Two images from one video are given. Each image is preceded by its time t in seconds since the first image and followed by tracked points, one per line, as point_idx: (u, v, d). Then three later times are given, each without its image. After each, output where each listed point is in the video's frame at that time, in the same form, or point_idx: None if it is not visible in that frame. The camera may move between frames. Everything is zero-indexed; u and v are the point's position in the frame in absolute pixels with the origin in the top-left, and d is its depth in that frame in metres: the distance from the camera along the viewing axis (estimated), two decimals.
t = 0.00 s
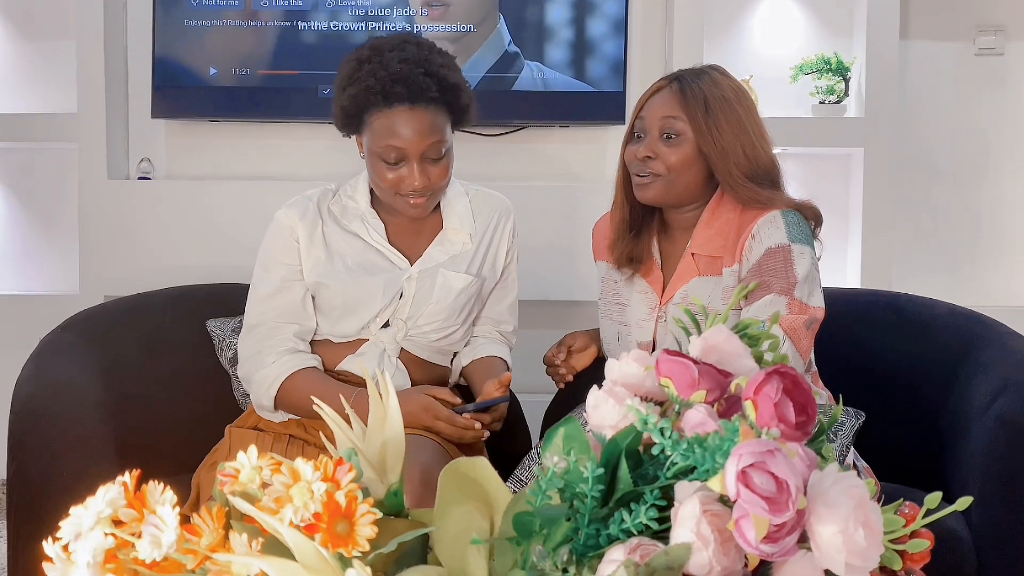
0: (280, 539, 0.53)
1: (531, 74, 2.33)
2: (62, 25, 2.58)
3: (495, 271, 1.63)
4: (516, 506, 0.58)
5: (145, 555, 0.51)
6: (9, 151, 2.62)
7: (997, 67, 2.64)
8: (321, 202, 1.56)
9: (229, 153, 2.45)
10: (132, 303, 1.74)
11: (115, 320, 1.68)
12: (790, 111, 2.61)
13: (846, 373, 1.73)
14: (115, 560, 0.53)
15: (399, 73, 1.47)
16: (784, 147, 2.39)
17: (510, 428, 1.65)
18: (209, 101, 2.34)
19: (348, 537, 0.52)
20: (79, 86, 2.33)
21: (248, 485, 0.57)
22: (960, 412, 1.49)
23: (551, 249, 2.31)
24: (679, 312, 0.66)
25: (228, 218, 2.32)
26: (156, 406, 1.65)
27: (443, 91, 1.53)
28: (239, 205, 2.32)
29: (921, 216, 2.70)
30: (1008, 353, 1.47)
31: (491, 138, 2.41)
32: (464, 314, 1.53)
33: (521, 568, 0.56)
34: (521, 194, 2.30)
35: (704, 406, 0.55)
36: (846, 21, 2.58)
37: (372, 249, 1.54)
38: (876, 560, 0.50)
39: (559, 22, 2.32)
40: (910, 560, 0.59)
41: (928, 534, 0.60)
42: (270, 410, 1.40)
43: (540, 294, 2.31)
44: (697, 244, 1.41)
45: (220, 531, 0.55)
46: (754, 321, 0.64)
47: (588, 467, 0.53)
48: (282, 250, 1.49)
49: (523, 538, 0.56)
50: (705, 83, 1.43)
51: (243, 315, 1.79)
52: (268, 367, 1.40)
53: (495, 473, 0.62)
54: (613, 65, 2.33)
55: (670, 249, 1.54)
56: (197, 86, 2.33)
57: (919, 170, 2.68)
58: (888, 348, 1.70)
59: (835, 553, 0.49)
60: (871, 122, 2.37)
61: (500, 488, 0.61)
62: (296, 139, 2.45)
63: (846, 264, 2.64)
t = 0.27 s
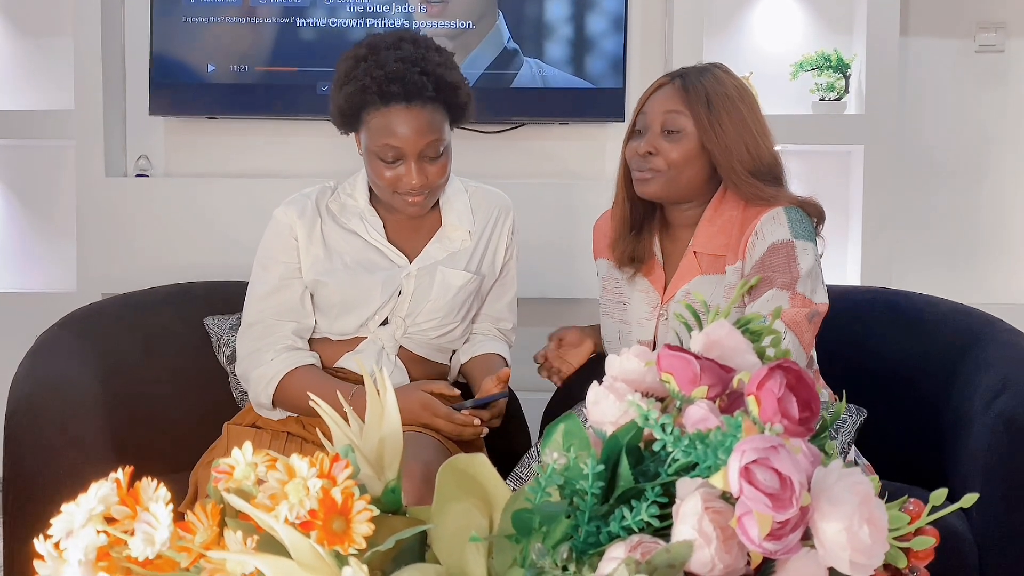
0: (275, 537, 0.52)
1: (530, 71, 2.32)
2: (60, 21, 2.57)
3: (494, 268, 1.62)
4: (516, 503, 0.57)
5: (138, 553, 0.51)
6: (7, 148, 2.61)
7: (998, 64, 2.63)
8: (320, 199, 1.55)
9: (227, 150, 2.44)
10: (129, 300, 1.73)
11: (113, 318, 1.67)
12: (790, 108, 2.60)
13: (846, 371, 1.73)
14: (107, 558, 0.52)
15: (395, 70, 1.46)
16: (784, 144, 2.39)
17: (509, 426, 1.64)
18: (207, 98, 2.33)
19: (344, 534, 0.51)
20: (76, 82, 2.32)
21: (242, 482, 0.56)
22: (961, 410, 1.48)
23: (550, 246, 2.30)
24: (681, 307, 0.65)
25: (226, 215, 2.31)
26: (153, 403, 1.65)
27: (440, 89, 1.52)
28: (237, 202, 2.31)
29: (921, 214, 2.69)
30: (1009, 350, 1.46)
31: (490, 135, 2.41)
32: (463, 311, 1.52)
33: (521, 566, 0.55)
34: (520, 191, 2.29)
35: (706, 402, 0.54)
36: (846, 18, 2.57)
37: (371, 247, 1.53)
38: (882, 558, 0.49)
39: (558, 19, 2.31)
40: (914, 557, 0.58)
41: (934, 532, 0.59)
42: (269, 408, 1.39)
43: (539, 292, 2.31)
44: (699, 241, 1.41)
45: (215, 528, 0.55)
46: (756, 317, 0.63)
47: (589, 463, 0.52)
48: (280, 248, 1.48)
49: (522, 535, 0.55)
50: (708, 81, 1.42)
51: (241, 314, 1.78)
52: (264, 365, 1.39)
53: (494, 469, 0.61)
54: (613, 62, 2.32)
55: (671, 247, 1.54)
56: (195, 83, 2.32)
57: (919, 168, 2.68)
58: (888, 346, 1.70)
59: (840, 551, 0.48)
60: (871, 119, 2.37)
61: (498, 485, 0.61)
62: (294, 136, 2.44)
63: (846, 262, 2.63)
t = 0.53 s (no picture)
0: (267, 536, 0.51)
1: (528, 68, 2.31)
2: (57, 18, 2.56)
3: (493, 266, 1.61)
4: (513, 500, 0.57)
5: (128, 552, 0.50)
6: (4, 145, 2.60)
7: (997, 61, 2.62)
8: (318, 196, 1.54)
9: (225, 148, 2.44)
10: (127, 297, 1.72)
11: (110, 315, 1.67)
12: (789, 105, 2.59)
13: (846, 368, 1.72)
14: (97, 557, 0.51)
15: (394, 67, 1.45)
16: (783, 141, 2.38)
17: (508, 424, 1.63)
18: (204, 95, 2.32)
19: (337, 533, 0.50)
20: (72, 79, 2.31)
21: (235, 480, 0.55)
22: (961, 407, 1.48)
23: (549, 244, 2.29)
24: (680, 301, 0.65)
25: (223, 213, 2.30)
26: (151, 402, 1.64)
27: (439, 84, 1.50)
28: (235, 201, 2.30)
29: (920, 212, 2.69)
30: (1008, 347, 1.45)
31: (488, 132, 2.40)
32: (462, 309, 1.52)
33: (517, 565, 0.55)
34: (518, 189, 2.28)
35: (705, 398, 0.53)
36: (845, 15, 2.56)
37: (369, 244, 1.52)
38: (882, 557, 0.48)
39: (556, 15, 2.30)
40: (914, 555, 0.58)
41: (935, 530, 0.58)
42: (266, 405, 1.38)
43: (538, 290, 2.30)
44: (693, 234, 1.40)
45: (207, 527, 0.54)
46: (755, 313, 0.63)
47: (586, 460, 0.52)
48: (279, 244, 1.48)
49: (519, 534, 0.55)
50: (700, 76, 1.41)
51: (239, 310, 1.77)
52: (261, 362, 1.38)
53: (490, 467, 0.60)
54: (612, 59, 2.31)
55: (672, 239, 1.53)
56: (192, 80, 2.31)
57: (919, 165, 2.67)
58: (888, 343, 1.69)
59: (840, 549, 0.47)
60: (871, 116, 2.36)
61: (495, 483, 0.60)
62: (292, 133, 2.43)
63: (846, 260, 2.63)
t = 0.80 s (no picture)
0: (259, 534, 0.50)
1: (527, 64, 2.30)
2: (53, 15, 2.55)
3: (489, 262, 1.60)
4: (511, 498, 0.56)
5: (117, 552, 0.49)
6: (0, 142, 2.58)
7: (997, 57, 2.61)
8: (314, 192, 1.53)
9: (222, 145, 2.43)
10: (123, 295, 1.71)
11: (107, 312, 1.66)
12: (788, 102, 2.58)
13: (845, 366, 1.72)
14: (87, 556, 0.51)
15: (393, 62, 1.45)
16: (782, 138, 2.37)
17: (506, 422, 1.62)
18: (201, 92, 2.31)
19: (331, 532, 0.50)
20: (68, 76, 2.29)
21: (227, 478, 0.55)
22: (961, 404, 1.47)
23: (547, 241, 2.28)
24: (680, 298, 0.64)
25: (220, 210, 2.29)
26: (147, 399, 1.63)
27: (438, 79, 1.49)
28: (232, 197, 2.29)
29: (919, 209, 2.68)
30: (1008, 344, 1.45)
31: (487, 129, 2.39)
32: (459, 305, 1.51)
33: (515, 564, 0.54)
34: (516, 186, 2.27)
35: (705, 394, 0.52)
36: (845, 11, 2.55)
37: (365, 241, 1.51)
38: (885, 555, 0.48)
39: (555, 12, 2.29)
40: (918, 553, 0.57)
41: (938, 528, 0.58)
42: (262, 402, 1.37)
43: (536, 287, 2.29)
44: (689, 234, 1.40)
45: (199, 526, 0.53)
46: (756, 308, 0.62)
47: (584, 457, 0.51)
48: (274, 241, 1.47)
49: (516, 532, 0.54)
50: (697, 71, 1.40)
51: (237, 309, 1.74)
52: (256, 360, 1.37)
53: (487, 464, 0.59)
54: (610, 55, 2.30)
55: (664, 239, 1.53)
56: (189, 77, 2.30)
57: (918, 162, 2.66)
58: (887, 340, 1.69)
59: (842, 548, 0.46)
60: (870, 113, 2.35)
61: (492, 479, 0.59)
62: (289, 130, 2.42)
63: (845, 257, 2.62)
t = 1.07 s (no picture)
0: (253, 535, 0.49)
1: (525, 61, 2.29)
2: (49, 11, 2.53)
3: (485, 258, 1.59)
4: (509, 498, 0.55)
5: (107, 553, 0.48)
6: None
7: (997, 54, 2.60)
8: (307, 188, 1.52)
9: (219, 142, 2.41)
10: (119, 292, 1.70)
11: (102, 310, 1.65)
12: (788, 99, 2.57)
13: (845, 364, 1.71)
14: (76, 558, 0.50)
15: (388, 57, 1.44)
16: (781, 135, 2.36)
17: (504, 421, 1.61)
18: (198, 90, 2.29)
19: (325, 532, 0.49)
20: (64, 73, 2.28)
21: (219, 477, 0.54)
22: (961, 402, 1.46)
23: (546, 238, 2.27)
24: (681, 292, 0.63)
25: (217, 207, 2.28)
26: (143, 398, 1.62)
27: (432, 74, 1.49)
28: (230, 194, 2.28)
29: (918, 206, 2.67)
30: (1009, 341, 1.44)
31: (485, 126, 2.38)
32: (454, 301, 1.50)
33: (514, 564, 0.53)
34: (515, 183, 2.26)
35: (706, 391, 0.52)
36: (844, 7, 2.54)
37: (359, 237, 1.50)
38: (891, 555, 0.47)
39: (553, 8, 2.28)
40: (925, 554, 0.55)
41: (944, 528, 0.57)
42: (257, 398, 1.36)
43: (534, 285, 2.28)
44: (680, 230, 1.39)
45: (191, 526, 0.52)
46: (758, 304, 0.61)
47: (584, 456, 0.50)
48: (267, 237, 1.46)
49: (515, 532, 0.53)
50: (680, 66, 1.40)
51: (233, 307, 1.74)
52: (250, 356, 1.36)
53: (485, 463, 0.58)
54: (609, 52, 2.29)
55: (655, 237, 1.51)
56: (186, 73, 2.29)
57: (918, 159, 2.65)
58: (887, 338, 1.68)
59: (847, 548, 0.45)
60: (870, 110, 2.34)
61: (490, 478, 0.59)
62: (287, 128, 2.41)
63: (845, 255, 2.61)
